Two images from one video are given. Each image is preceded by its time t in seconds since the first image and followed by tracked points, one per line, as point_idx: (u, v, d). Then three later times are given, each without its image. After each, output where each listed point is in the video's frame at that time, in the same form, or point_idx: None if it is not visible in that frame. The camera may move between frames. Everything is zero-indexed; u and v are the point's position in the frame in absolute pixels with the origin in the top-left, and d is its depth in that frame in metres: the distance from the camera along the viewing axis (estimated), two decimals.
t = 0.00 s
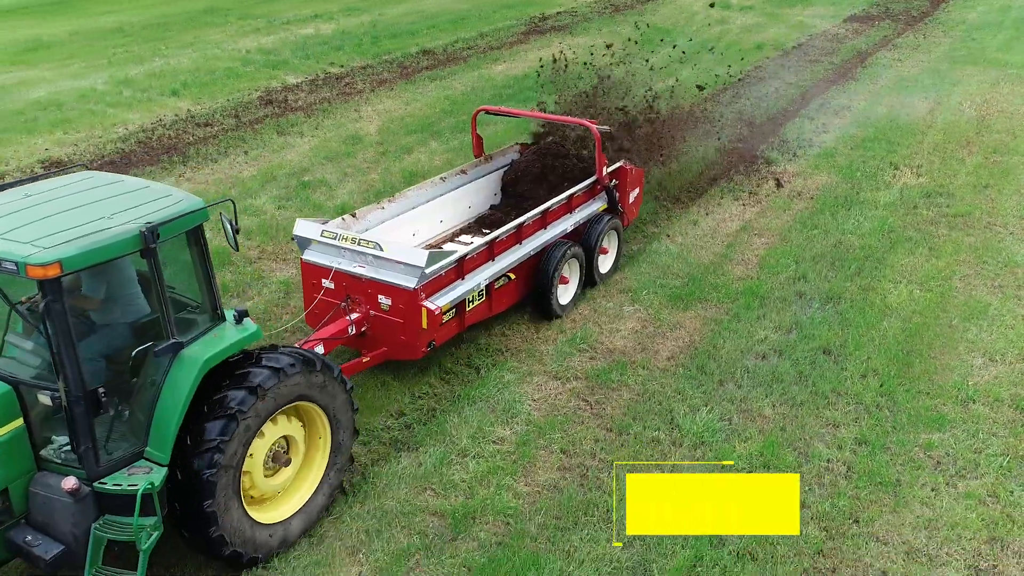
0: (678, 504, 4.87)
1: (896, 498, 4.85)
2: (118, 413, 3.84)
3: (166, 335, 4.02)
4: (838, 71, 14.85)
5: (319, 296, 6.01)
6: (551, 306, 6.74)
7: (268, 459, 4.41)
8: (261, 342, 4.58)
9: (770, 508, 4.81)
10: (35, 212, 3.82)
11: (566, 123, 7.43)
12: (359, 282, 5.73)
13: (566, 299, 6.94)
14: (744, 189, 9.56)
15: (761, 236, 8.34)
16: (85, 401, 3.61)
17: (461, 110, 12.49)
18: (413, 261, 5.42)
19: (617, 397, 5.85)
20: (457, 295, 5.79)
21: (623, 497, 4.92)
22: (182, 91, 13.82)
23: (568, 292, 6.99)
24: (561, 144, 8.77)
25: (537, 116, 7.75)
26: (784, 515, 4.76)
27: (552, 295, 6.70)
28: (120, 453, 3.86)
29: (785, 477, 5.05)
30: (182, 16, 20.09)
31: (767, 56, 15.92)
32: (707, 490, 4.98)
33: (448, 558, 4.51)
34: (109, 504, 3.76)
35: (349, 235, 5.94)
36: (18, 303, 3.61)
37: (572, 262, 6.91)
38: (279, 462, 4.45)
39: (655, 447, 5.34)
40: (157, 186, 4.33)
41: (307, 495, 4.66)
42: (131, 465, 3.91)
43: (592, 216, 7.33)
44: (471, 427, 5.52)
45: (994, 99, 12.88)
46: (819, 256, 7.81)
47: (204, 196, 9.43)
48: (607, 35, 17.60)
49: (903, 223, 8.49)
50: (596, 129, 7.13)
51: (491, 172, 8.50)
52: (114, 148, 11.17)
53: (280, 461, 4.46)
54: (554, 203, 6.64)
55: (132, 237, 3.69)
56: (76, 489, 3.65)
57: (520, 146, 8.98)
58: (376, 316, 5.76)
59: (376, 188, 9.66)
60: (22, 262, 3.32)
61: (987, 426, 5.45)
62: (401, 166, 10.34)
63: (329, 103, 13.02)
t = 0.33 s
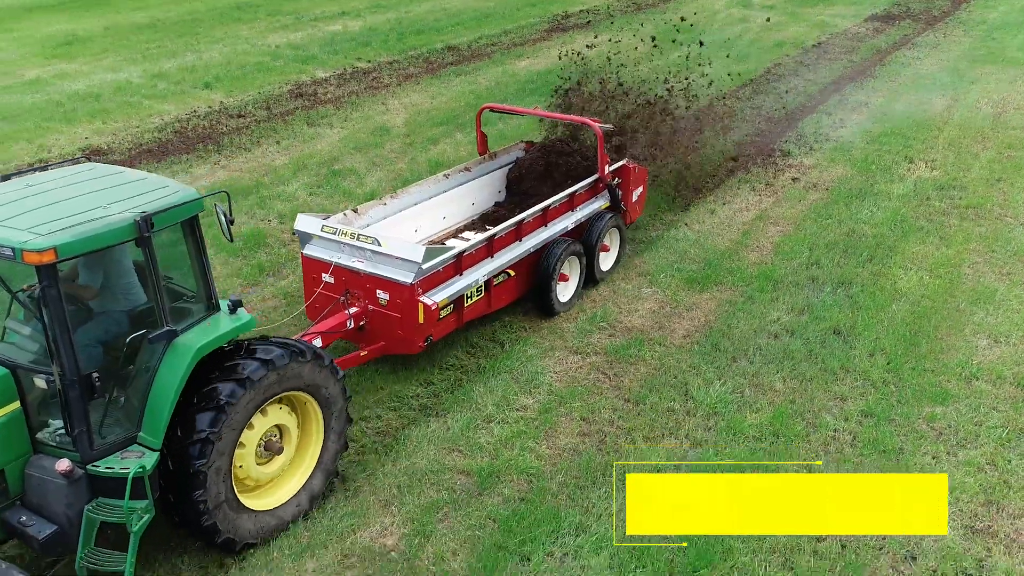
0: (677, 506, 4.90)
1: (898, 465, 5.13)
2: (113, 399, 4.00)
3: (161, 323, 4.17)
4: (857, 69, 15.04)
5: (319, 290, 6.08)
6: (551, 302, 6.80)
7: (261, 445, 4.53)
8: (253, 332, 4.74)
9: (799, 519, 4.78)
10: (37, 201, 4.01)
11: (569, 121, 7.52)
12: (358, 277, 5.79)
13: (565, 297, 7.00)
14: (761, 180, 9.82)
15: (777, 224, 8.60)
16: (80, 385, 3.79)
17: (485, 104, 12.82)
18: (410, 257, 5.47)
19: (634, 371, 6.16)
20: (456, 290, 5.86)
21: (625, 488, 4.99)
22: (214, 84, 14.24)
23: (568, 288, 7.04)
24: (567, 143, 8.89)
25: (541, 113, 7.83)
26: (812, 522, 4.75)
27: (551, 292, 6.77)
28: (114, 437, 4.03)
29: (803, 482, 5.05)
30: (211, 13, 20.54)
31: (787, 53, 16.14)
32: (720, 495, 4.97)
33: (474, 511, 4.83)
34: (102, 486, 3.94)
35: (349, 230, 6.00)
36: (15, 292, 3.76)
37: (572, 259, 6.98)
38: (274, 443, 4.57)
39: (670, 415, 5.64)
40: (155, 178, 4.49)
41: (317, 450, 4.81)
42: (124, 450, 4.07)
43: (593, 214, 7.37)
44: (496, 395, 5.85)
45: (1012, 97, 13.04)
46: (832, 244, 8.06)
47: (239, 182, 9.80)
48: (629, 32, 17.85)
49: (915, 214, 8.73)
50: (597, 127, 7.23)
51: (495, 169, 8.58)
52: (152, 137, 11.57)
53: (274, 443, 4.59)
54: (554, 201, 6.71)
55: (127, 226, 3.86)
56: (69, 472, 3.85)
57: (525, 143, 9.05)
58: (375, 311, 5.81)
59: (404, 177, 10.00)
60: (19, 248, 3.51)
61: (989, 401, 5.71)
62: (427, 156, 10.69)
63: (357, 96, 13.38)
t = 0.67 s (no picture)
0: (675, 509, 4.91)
1: (909, 436, 5.38)
2: (113, 382, 4.14)
3: (162, 309, 4.32)
4: (882, 67, 15.20)
5: (324, 283, 6.22)
6: (555, 299, 6.86)
7: (259, 433, 4.66)
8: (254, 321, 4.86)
9: (801, 521, 4.80)
10: (43, 189, 4.18)
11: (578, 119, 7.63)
12: (362, 269, 5.93)
13: (570, 293, 7.05)
14: (784, 173, 10.06)
15: (798, 214, 8.84)
16: (81, 367, 3.93)
17: (515, 98, 13.13)
18: (413, 250, 5.61)
19: (658, 347, 6.45)
20: (459, 284, 5.95)
21: (622, 488, 5.00)
22: (252, 77, 14.66)
23: (574, 285, 7.08)
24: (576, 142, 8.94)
25: (549, 112, 7.92)
26: (816, 523, 4.77)
27: (556, 288, 6.80)
28: (115, 419, 4.17)
29: (806, 481, 5.06)
30: (246, 9, 21.01)
31: (812, 52, 16.33)
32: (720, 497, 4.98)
33: (504, 469, 5.15)
34: (104, 466, 4.06)
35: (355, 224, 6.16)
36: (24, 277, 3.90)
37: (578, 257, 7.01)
38: (273, 429, 4.70)
39: (692, 388, 5.93)
40: (161, 166, 4.64)
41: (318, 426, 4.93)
42: (124, 432, 4.21)
43: (601, 211, 7.42)
44: (525, 367, 6.17)
45: None
46: (852, 233, 8.30)
47: (278, 169, 10.18)
48: (656, 30, 18.10)
49: (935, 206, 8.94)
50: (604, 125, 7.34)
51: (504, 167, 8.64)
52: (193, 127, 11.99)
53: (273, 429, 4.72)
54: (560, 198, 6.80)
55: (129, 214, 4.02)
56: (70, 452, 3.97)
57: (535, 142, 9.11)
58: (379, 304, 5.95)
59: (436, 165, 10.34)
60: (23, 233, 3.67)
61: (1000, 380, 5.94)
62: (459, 146, 11.02)
63: (390, 89, 13.75)
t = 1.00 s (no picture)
0: (675, 509, 4.94)
1: (924, 412, 5.63)
2: (118, 369, 4.22)
3: (167, 298, 4.40)
4: (909, 66, 15.34)
5: (333, 276, 6.30)
6: (562, 296, 6.92)
7: (260, 423, 4.75)
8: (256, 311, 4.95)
9: (801, 522, 4.84)
10: (53, 177, 4.26)
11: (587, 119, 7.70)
12: (370, 263, 5.99)
13: (577, 291, 7.12)
14: (809, 166, 10.28)
15: (822, 206, 9.08)
16: (86, 352, 4.00)
17: (545, 93, 13.43)
18: (420, 245, 5.68)
19: (684, 327, 6.74)
20: (466, 279, 6.01)
21: (622, 489, 5.01)
22: (289, 71, 15.07)
23: (581, 284, 7.16)
24: (589, 138, 8.93)
25: (562, 110, 7.98)
26: (815, 524, 4.81)
27: (563, 286, 6.88)
28: (119, 404, 4.26)
29: (803, 482, 5.09)
30: (281, 5, 21.44)
31: (840, 50, 16.49)
32: (720, 497, 5.01)
33: (537, 435, 5.46)
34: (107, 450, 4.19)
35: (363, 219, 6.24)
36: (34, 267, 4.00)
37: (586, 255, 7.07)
38: (274, 419, 4.79)
39: (716, 364, 6.21)
40: (168, 158, 4.71)
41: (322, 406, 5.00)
42: (127, 417, 4.31)
43: (610, 211, 7.48)
44: (557, 343, 6.48)
45: None
46: (875, 224, 8.52)
47: (317, 157, 10.55)
48: (685, 28, 18.31)
49: (958, 199, 9.13)
50: (614, 124, 7.40)
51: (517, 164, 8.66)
52: (235, 117, 12.40)
53: (276, 418, 4.81)
54: (569, 195, 6.88)
55: (134, 203, 4.09)
56: (75, 435, 4.08)
57: (548, 141, 9.12)
58: (386, 298, 6.01)
59: (469, 156, 10.67)
60: (31, 221, 3.76)
61: (1015, 362, 6.16)
62: (492, 138, 11.34)
63: (423, 84, 14.09)
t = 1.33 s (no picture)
0: (676, 509, 4.96)
1: (945, 392, 5.86)
2: (128, 359, 4.35)
3: (177, 289, 4.52)
4: (939, 66, 15.45)
5: (345, 272, 6.38)
6: (572, 295, 6.97)
7: (268, 415, 4.86)
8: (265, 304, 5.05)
9: (801, 521, 4.85)
10: (70, 172, 4.41)
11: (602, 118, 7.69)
12: (380, 260, 6.07)
13: (587, 291, 7.18)
14: (837, 162, 10.49)
15: (850, 199, 9.29)
16: (97, 341, 4.14)
17: (578, 89, 13.72)
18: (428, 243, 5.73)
19: (713, 311, 7.01)
20: (475, 277, 6.08)
21: (622, 489, 5.04)
22: (329, 66, 15.47)
23: (591, 283, 7.22)
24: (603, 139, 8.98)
25: (577, 111, 8.01)
26: (815, 523, 4.83)
27: (573, 285, 6.93)
28: (129, 393, 4.39)
29: (802, 482, 5.11)
30: (317, 3, 21.86)
31: (871, 50, 16.63)
32: (720, 497, 5.04)
33: (572, 408, 5.76)
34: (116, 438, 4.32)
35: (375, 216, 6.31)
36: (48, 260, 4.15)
37: (596, 254, 7.13)
38: (280, 409, 4.88)
39: (744, 346, 6.48)
40: (182, 154, 4.84)
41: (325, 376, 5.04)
42: (137, 406, 4.43)
43: (622, 211, 7.51)
44: (591, 324, 6.78)
45: None
46: (901, 218, 8.72)
47: (358, 149, 10.92)
48: (715, 28, 18.49)
49: (984, 194, 9.31)
50: (628, 124, 7.38)
51: (530, 165, 8.72)
52: (277, 110, 12.80)
53: (284, 407, 4.91)
54: (581, 195, 6.93)
55: (146, 198, 4.22)
56: (85, 422, 4.21)
57: (562, 141, 9.15)
58: (395, 294, 6.09)
59: (504, 149, 10.98)
60: (46, 213, 3.91)
61: None
62: (526, 132, 11.65)
63: (459, 79, 14.42)
